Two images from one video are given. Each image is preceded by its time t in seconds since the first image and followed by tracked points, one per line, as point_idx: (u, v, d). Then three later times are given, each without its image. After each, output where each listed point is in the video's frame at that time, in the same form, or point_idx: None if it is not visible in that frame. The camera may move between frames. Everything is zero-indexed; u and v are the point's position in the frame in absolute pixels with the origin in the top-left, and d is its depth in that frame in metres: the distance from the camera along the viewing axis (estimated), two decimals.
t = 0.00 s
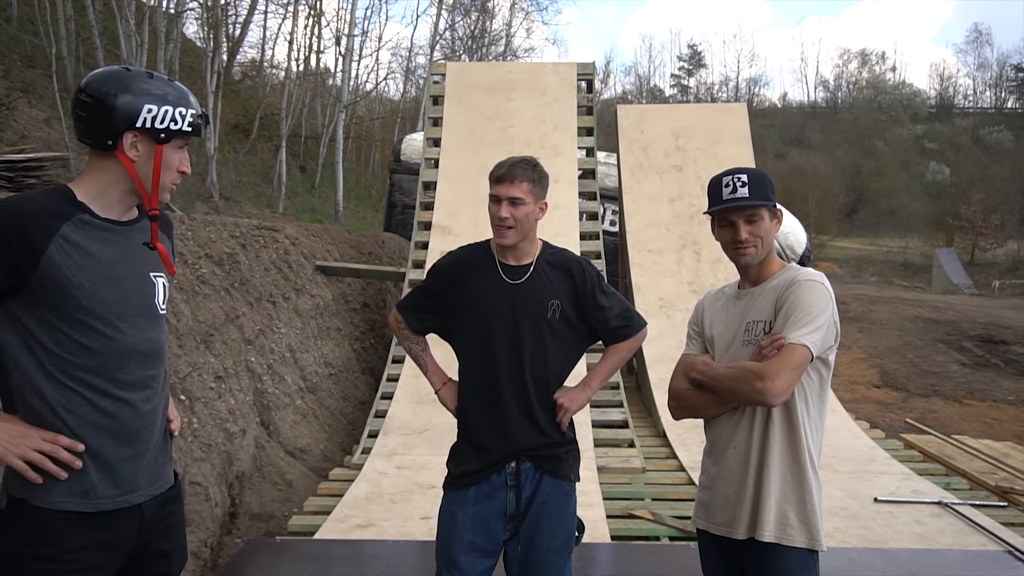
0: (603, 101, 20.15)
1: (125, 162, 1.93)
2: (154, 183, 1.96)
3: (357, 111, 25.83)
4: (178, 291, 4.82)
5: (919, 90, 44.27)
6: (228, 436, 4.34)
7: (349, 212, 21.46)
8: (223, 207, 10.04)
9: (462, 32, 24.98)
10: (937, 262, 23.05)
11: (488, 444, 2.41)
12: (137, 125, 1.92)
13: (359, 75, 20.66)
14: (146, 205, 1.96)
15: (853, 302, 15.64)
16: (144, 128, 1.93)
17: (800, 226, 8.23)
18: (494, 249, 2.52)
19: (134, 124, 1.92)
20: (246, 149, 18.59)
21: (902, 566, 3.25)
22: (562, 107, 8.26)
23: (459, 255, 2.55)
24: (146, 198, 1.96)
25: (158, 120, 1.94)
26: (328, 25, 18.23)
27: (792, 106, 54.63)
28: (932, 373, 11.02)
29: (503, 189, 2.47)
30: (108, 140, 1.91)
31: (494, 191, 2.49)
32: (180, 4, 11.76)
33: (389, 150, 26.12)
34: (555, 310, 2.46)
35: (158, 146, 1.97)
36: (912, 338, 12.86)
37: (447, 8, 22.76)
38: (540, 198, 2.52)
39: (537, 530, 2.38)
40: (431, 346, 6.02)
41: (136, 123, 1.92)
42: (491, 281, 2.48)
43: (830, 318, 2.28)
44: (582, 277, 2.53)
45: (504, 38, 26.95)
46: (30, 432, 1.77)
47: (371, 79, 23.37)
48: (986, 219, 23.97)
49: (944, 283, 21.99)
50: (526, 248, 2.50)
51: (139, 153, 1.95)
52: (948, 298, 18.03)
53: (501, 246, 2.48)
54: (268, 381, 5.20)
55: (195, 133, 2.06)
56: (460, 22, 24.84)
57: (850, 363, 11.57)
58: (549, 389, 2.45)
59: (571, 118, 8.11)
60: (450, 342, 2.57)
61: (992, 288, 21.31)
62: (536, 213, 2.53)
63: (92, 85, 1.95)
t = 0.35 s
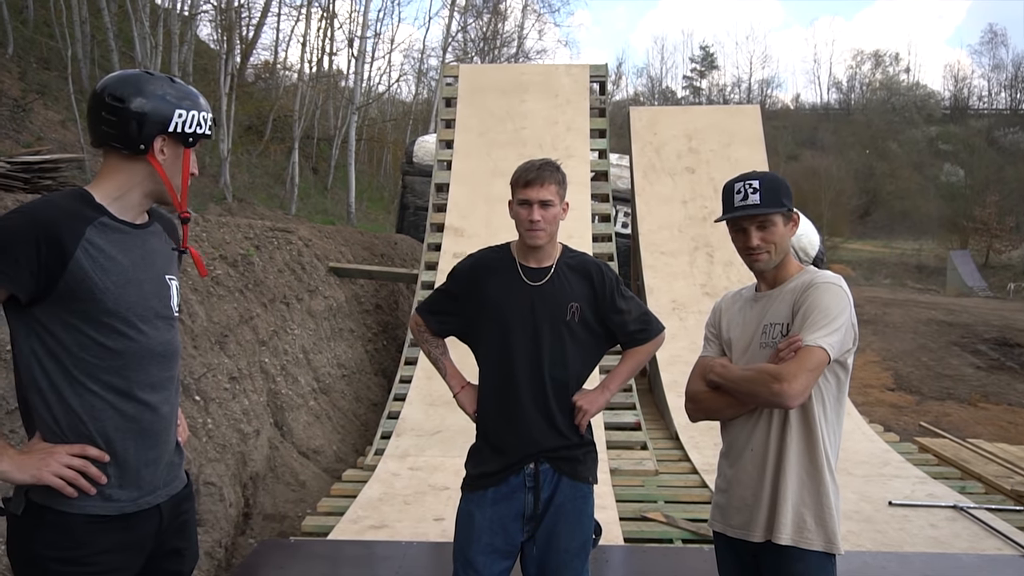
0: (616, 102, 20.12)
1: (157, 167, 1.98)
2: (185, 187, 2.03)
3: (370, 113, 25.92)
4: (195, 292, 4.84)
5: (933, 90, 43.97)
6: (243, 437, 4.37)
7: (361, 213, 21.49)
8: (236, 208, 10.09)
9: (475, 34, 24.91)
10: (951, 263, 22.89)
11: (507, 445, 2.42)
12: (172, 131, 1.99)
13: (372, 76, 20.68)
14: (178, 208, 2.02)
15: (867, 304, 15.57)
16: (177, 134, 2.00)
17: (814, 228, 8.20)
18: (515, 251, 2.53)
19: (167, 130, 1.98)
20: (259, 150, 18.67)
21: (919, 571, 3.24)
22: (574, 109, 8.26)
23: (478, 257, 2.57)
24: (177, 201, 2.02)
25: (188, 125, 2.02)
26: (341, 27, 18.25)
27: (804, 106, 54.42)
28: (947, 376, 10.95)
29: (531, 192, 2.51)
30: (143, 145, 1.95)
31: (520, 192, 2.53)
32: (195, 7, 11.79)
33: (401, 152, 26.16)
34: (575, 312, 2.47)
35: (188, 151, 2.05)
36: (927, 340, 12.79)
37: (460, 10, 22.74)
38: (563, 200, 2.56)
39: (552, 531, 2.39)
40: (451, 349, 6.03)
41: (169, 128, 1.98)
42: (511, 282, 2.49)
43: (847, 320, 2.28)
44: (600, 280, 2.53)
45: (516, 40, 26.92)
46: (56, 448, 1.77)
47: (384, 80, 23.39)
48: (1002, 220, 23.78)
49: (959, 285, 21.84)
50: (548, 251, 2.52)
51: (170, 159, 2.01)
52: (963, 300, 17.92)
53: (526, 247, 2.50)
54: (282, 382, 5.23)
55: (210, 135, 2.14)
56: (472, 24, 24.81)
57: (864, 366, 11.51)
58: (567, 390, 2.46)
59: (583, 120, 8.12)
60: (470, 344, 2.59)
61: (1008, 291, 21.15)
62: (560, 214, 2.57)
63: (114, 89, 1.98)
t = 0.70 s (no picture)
0: (632, 104, 20.08)
1: (183, 168, 1.99)
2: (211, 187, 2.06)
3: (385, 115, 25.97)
4: (213, 293, 4.86)
5: (948, 90, 43.72)
6: (261, 437, 4.39)
7: (376, 215, 21.53)
8: (252, 209, 10.14)
9: (490, 36, 24.90)
10: (968, 266, 22.73)
11: (525, 446, 2.42)
12: (197, 132, 2.02)
13: (387, 78, 20.70)
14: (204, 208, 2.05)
15: (884, 307, 15.50)
16: (202, 136, 2.03)
17: (830, 230, 8.18)
18: (534, 253, 2.54)
19: (193, 131, 2.00)
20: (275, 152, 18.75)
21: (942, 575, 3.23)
22: (590, 110, 8.26)
23: (497, 259, 2.57)
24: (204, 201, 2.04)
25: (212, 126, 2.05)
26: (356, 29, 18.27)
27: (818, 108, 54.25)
28: (966, 380, 10.89)
29: (550, 192, 2.52)
30: (169, 147, 1.96)
31: (539, 194, 2.54)
32: (214, 10, 11.85)
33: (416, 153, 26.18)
34: (593, 313, 2.47)
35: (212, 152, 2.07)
36: (945, 343, 12.72)
37: (475, 12, 22.73)
38: (581, 200, 2.57)
39: (570, 532, 2.40)
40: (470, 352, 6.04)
41: (194, 131, 2.00)
42: (530, 284, 2.49)
43: (870, 327, 2.26)
44: (619, 281, 2.53)
45: (531, 42, 26.91)
46: (88, 451, 1.79)
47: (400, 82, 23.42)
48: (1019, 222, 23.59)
49: (977, 287, 21.70)
50: (566, 251, 2.52)
51: (195, 159, 2.03)
52: (982, 303, 17.82)
53: (546, 248, 2.50)
54: (299, 383, 5.24)
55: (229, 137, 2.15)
56: (487, 26, 24.79)
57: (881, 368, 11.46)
58: (585, 392, 2.46)
59: (598, 121, 8.12)
60: (490, 346, 2.58)
61: None
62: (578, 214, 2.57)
63: (135, 91, 1.98)
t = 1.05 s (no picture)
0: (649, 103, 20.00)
1: (205, 166, 2.00)
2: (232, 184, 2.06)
3: (400, 114, 26.01)
4: (231, 291, 4.88)
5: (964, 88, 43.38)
6: (278, 434, 4.41)
7: (391, 213, 21.57)
8: (268, 207, 10.18)
9: (506, 33, 24.84)
10: (985, 265, 22.57)
11: (544, 445, 2.42)
12: (219, 130, 2.02)
13: (402, 76, 20.68)
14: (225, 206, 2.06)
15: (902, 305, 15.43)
16: (224, 133, 2.04)
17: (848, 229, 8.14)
18: (553, 251, 2.54)
19: (215, 129, 2.00)
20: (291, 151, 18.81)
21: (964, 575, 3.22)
22: (606, 109, 8.24)
23: (517, 258, 2.57)
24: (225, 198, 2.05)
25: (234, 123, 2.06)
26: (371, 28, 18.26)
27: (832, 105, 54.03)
28: (985, 380, 10.83)
29: (568, 190, 2.52)
30: (191, 145, 1.97)
31: (557, 191, 2.53)
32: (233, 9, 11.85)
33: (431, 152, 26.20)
34: (611, 312, 2.47)
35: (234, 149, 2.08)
36: (963, 343, 12.66)
37: (491, 11, 22.69)
38: (600, 197, 2.56)
39: (588, 530, 2.40)
40: (486, 350, 6.05)
41: (216, 128, 2.01)
42: (549, 282, 2.50)
43: (897, 328, 2.26)
44: (638, 280, 2.53)
45: (547, 40, 26.83)
46: (115, 448, 1.81)
47: (415, 81, 23.43)
48: None
49: (994, 287, 21.57)
50: (585, 249, 2.52)
51: (216, 156, 2.03)
52: (1001, 302, 17.72)
53: (565, 246, 2.50)
54: (316, 380, 5.26)
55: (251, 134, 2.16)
56: (503, 24, 24.73)
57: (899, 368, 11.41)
58: (604, 390, 2.45)
59: (614, 120, 8.10)
60: (508, 345, 2.59)
61: None
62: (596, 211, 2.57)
63: (157, 89, 1.99)
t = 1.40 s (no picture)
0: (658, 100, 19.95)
1: (205, 159, 1.99)
2: (235, 178, 2.03)
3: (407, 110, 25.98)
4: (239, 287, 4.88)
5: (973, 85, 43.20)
6: (287, 430, 4.42)
7: (398, 210, 21.58)
8: (275, 204, 10.19)
9: (515, 29, 24.77)
10: (993, 263, 22.51)
11: (556, 442, 2.42)
12: (220, 122, 1.99)
13: (409, 73, 20.64)
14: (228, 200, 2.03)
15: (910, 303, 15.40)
16: (225, 126, 2.00)
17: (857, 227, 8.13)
18: (565, 249, 2.54)
19: (214, 121, 1.98)
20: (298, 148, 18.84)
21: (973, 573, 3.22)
22: (614, 106, 8.22)
23: (529, 255, 2.58)
24: (227, 192, 2.02)
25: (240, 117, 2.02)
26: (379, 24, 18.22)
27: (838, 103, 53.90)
28: (994, 378, 10.81)
29: (581, 187, 2.52)
30: (190, 138, 1.97)
31: (570, 188, 2.54)
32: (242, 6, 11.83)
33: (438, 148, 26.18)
34: (623, 309, 2.47)
35: (239, 143, 2.04)
36: (971, 341, 12.64)
37: (499, 7, 22.63)
38: (613, 194, 2.56)
39: (600, 528, 2.40)
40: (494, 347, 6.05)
41: (216, 120, 1.98)
42: (562, 280, 2.50)
43: (912, 327, 2.26)
44: (651, 277, 2.52)
45: (555, 36, 26.75)
46: (128, 444, 1.82)
47: (423, 78, 23.40)
48: None
49: (1002, 285, 21.54)
50: (596, 247, 2.52)
51: (220, 151, 2.01)
52: (1010, 301, 17.67)
53: (578, 243, 2.50)
54: (323, 376, 5.28)
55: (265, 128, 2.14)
56: (510, 20, 24.66)
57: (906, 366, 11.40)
58: (616, 388, 2.45)
59: (623, 117, 8.08)
60: (520, 342, 2.59)
61: None
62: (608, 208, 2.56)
63: (168, 83, 1.98)
